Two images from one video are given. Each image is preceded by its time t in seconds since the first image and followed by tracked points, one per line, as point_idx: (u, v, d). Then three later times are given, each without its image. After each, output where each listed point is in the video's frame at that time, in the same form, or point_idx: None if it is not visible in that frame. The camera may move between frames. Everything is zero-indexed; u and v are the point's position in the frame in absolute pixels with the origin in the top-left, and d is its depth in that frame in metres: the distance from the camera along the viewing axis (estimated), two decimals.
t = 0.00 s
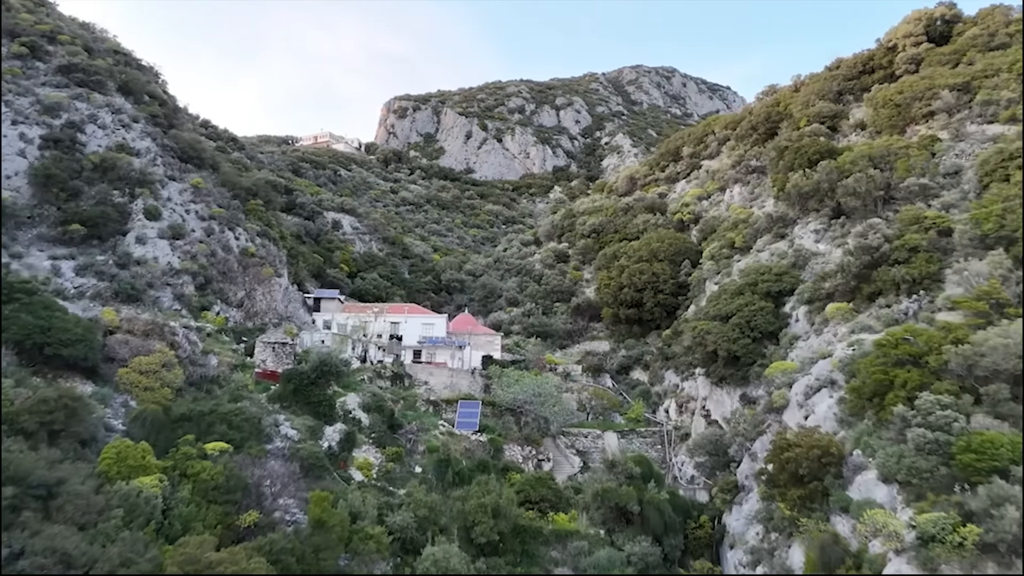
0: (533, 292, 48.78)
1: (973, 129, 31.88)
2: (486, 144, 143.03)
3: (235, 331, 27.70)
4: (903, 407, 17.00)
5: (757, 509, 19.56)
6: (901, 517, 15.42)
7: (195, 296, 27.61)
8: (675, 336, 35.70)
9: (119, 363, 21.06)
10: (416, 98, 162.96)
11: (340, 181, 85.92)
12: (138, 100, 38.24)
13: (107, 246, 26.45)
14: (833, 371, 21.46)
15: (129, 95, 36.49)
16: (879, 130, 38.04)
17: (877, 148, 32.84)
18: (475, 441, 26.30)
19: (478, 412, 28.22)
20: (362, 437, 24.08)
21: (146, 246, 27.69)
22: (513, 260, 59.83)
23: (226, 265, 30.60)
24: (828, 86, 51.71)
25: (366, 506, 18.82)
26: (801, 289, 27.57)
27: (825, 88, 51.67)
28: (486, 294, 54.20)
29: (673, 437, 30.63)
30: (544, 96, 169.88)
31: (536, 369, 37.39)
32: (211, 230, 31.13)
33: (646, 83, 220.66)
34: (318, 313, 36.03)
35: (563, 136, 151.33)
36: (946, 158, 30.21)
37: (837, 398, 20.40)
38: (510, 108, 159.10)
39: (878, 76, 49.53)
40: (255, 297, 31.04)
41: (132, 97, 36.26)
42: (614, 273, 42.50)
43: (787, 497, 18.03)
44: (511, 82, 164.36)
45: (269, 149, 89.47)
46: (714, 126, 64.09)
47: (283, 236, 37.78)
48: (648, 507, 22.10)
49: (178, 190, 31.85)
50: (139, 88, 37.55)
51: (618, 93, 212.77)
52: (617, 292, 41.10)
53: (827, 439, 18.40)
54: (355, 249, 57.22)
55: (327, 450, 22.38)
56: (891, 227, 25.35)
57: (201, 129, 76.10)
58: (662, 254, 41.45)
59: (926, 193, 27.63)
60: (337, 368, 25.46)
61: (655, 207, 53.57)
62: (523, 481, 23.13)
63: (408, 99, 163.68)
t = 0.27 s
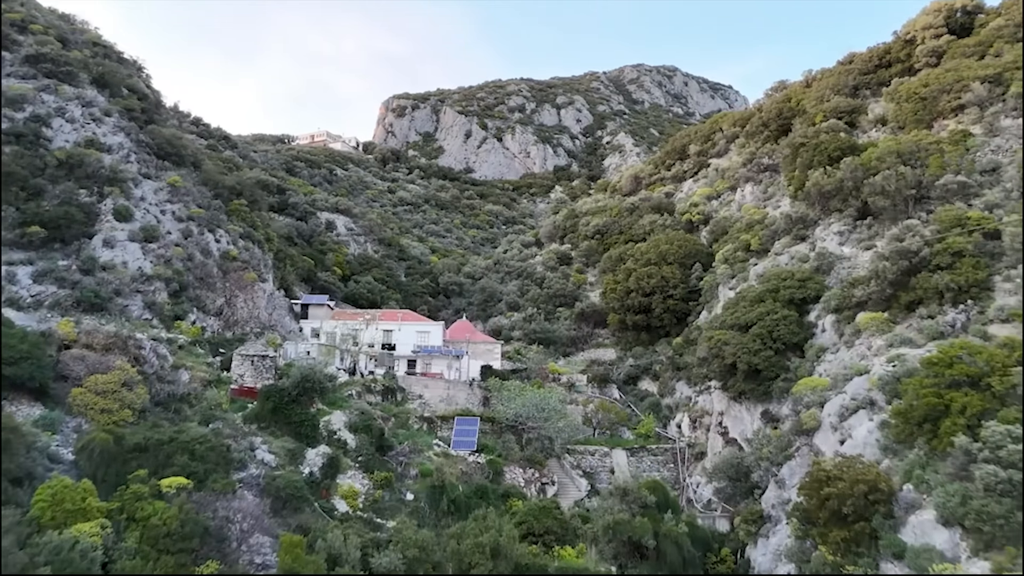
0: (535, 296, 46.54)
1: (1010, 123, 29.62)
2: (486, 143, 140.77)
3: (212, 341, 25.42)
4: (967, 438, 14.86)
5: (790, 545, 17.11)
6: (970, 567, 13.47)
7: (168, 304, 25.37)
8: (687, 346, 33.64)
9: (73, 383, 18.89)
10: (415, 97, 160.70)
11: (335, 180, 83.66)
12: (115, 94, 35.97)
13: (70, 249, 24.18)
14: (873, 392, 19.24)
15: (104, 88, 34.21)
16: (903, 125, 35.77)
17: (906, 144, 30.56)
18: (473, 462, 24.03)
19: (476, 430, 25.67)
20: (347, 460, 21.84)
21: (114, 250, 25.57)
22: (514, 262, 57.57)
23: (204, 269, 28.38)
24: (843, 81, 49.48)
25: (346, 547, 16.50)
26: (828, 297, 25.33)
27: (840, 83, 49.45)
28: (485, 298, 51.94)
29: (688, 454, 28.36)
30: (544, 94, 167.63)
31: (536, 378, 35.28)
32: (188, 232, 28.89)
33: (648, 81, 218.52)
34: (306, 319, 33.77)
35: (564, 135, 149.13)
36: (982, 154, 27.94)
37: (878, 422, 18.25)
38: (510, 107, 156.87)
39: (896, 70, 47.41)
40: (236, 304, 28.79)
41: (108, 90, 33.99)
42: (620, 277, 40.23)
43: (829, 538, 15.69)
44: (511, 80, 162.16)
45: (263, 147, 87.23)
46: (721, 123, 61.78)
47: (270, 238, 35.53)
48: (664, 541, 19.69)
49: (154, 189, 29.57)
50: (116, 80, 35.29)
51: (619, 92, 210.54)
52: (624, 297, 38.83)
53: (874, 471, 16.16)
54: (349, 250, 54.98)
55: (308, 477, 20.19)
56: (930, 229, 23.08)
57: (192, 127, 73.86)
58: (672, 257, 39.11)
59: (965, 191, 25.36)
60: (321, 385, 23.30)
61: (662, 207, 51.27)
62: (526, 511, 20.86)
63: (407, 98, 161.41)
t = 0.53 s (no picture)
0: (537, 300, 44.32)
1: None
2: (485, 142, 138.55)
3: (183, 353, 23.11)
4: None
5: None
6: None
7: (135, 313, 23.14)
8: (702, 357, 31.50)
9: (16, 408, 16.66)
10: (414, 95, 158.46)
11: (331, 179, 81.42)
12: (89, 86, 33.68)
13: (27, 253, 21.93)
14: (923, 415, 17.10)
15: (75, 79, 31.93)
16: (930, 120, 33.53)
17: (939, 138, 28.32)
18: (470, 488, 21.79)
19: (474, 451, 23.51)
20: (329, 488, 19.57)
21: (77, 254, 23.32)
22: (515, 264, 55.32)
23: (179, 274, 26.16)
24: (860, 75, 47.26)
25: None
26: (859, 305, 23.10)
27: (856, 77, 47.26)
28: (485, 302, 49.75)
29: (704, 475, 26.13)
30: (545, 93, 165.44)
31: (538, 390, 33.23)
32: (162, 234, 26.67)
33: (649, 80, 216.37)
34: (292, 326, 31.55)
35: (565, 134, 146.93)
36: None
37: (932, 451, 16.07)
38: (510, 106, 154.67)
39: (915, 62, 45.19)
40: (214, 312, 26.57)
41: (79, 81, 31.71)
42: (627, 280, 38.02)
43: None
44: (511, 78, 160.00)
45: (257, 145, 85.04)
46: (729, 119, 59.53)
47: (254, 239, 33.30)
48: None
49: (125, 187, 27.31)
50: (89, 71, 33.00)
51: (620, 91, 208.34)
52: (631, 302, 36.63)
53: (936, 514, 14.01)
54: (343, 252, 52.78)
55: (284, 510, 17.88)
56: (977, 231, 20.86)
57: (182, 124, 71.64)
58: (682, 260, 36.90)
59: (1011, 190, 23.13)
60: (302, 404, 21.03)
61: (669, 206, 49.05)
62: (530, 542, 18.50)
63: (405, 96, 159.18)
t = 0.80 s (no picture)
0: (538, 306, 41.98)
1: None
2: (485, 141, 136.23)
3: (145, 371, 20.80)
4: None
5: None
6: None
7: (92, 326, 20.81)
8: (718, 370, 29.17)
9: None
10: (413, 94, 156.18)
11: (325, 179, 79.12)
12: (57, 78, 31.31)
13: None
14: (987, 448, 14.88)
15: (40, 69, 29.58)
16: (962, 114, 31.19)
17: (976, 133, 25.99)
18: (465, 523, 19.43)
19: (469, 478, 21.15)
20: (305, 528, 17.07)
21: (28, 259, 20.94)
22: (515, 266, 52.99)
23: (147, 281, 23.72)
24: (879, 68, 44.89)
25: None
26: (898, 316, 20.78)
27: (875, 70, 44.86)
28: (483, 307, 47.39)
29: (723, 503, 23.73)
30: (545, 91, 163.13)
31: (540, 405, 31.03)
32: (129, 237, 24.25)
33: (651, 79, 214.16)
34: (274, 336, 29.19)
35: (565, 133, 144.63)
36: None
37: (1003, 494, 13.81)
38: (510, 104, 152.35)
39: (937, 55, 42.91)
40: (184, 324, 24.10)
41: (44, 72, 29.34)
42: (635, 286, 35.66)
43: None
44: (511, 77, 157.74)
45: (250, 143, 82.73)
46: (739, 116, 57.15)
47: (235, 242, 30.98)
48: None
49: (89, 185, 24.87)
50: (57, 62, 30.65)
51: (622, 89, 206.10)
52: (640, 309, 34.28)
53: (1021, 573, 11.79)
54: (335, 254, 50.44)
55: (250, 555, 15.32)
56: None
57: (171, 121, 69.32)
58: (693, 264, 34.51)
59: None
60: (275, 431, 18.68)
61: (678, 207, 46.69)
62: None
63: (404, 95, 156.84)
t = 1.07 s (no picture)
0: (541, 312, 39.73)
1: None
2: (485, 140, 133.99)
3: (101, 391, 18.65)
4: None
5: None
6: None
7: (43, 340, 18.58)
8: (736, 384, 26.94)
9: None
10: (412, 92, 154.01)
11: (320, 178, 76.90)
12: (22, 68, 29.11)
13: None
14: None
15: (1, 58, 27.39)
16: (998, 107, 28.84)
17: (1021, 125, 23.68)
18: (460, 565, 17.21)
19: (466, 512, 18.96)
20: None
21: None
22: (516, 268, 50.72)
23: (110, 288, 21.50)
24: (900, 60, 42.55)
25: None
26: (946, 329, 18.52)
27: (896, 62, 42.49)
28: (482, 312, 45.08)
29: (746, 533, 21.50)
30: (546, 90, 160.92)
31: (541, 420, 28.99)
32: (91, 240, 22.00)
33: (653, 78, 211.89)
34: (256, 347, 26.92)
35: (567, 132, 142.38)
36: None
37: None
38: (510, 103, 150.14)
39: (962, 47, 40.57)
40: (151, 337, 21.95)
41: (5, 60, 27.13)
42: (643, 291, 33.39)
43: None
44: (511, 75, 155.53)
45: (243, 142, 80.52)
46: (749, 112, 54.79)
47: (214, 245, 28.78)
48: None
49: (48, 184, 22.69)
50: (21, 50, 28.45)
51: (623, 88, 203.90)
52: (649, 316, 32.00)
53: None
54: (327, 256, 48.19)
55: None
56: None
57: (160, 118, 67.09)
58: (707, 267, 32.20)
59: None
60: (244, 461, 16.38)
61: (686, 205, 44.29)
62: None
63: (402, 93, 154.64)
